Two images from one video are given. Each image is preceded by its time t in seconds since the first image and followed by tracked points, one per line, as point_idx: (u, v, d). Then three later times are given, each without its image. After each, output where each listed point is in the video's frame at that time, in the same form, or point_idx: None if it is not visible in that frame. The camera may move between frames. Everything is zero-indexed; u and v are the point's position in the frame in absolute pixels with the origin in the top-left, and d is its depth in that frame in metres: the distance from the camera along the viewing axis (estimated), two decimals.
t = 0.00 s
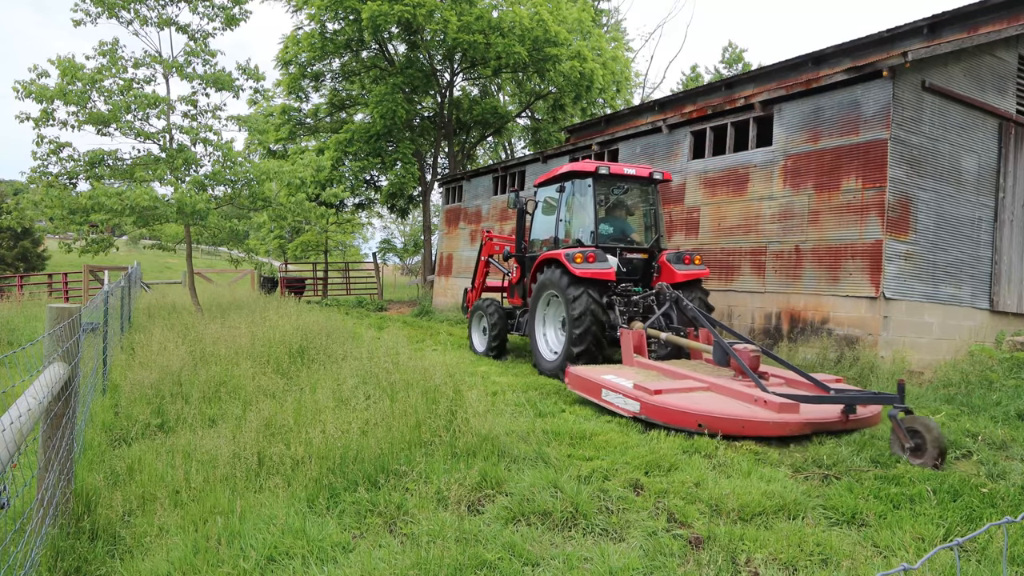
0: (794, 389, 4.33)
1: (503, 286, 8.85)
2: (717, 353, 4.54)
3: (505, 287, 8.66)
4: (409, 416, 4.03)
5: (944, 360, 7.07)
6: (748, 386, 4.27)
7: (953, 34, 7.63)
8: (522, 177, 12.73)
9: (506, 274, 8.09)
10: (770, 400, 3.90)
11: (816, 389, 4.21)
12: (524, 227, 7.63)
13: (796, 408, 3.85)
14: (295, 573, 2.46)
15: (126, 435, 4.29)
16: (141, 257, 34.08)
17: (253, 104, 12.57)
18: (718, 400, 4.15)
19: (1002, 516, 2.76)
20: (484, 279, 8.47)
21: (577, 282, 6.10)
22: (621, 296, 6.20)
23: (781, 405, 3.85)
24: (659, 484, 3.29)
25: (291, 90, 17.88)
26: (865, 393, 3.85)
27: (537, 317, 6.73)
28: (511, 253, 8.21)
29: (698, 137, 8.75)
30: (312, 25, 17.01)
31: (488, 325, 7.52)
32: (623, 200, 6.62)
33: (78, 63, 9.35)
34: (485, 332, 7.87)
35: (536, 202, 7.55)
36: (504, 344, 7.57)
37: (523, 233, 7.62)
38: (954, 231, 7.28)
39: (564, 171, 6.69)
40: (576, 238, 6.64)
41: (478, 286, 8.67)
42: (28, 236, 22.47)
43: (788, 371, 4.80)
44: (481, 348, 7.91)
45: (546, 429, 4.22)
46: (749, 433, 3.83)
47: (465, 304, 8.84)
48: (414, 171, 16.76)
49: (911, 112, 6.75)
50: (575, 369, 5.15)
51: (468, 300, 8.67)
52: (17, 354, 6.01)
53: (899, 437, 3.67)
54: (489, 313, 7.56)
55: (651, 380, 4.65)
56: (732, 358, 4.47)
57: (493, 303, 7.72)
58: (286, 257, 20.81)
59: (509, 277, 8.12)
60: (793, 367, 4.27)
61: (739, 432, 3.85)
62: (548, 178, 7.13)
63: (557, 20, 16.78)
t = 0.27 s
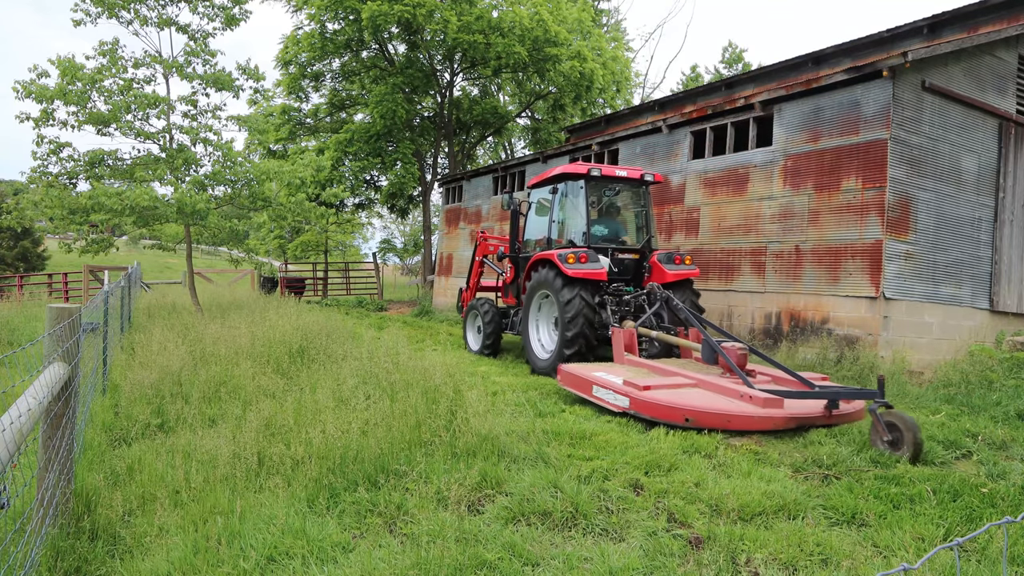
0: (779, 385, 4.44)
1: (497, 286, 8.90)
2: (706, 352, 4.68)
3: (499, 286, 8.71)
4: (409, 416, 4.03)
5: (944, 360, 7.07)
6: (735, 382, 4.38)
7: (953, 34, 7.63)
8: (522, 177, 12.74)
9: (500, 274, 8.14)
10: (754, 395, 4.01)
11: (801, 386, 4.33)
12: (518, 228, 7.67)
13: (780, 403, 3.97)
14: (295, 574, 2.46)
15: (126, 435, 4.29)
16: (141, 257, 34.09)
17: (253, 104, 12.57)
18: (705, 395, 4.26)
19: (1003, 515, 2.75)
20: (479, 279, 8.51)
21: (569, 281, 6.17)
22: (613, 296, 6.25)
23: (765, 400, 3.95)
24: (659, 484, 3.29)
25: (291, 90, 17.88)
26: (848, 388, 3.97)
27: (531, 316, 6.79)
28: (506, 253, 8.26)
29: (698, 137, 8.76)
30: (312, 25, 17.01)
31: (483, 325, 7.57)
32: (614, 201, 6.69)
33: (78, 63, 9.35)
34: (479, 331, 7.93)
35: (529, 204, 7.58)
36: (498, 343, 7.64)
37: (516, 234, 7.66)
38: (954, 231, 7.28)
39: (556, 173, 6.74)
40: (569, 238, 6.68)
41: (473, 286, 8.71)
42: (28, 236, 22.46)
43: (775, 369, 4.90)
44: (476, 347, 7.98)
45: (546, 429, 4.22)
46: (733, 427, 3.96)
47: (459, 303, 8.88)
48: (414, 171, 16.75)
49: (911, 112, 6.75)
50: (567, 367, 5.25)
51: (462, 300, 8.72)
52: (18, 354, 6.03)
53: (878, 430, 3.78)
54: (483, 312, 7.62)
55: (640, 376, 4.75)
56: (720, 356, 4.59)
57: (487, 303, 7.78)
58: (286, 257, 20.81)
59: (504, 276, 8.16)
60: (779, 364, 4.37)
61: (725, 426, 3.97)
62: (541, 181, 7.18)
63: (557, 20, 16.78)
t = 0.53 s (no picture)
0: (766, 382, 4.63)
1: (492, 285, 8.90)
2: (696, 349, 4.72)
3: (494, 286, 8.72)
4: (409, 416, 4.03)
5: (944, 360, 7.07)
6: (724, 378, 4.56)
7: (953, 34, 7.63)
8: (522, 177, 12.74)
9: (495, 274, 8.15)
10: (743, 391, 4.21)
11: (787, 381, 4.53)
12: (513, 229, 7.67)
13: (768, 399, 4.19)
14: (295, 573, 2.46)
15: (126, 435, 4.29)
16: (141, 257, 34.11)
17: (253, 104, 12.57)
18: (695, 391, 4.40)
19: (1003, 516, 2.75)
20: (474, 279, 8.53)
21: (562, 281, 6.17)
22: (606, 296, 6.24)
23: (754, 396, 4.17)
24: (659, 484, 3.29)
25: (291, 91, 17.88)
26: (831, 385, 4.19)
27: (525, 316, 6.79)
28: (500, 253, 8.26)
29: (698, 137, 8.76)
30: (312, 25, 17.02)
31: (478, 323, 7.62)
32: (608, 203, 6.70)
33: (78, 63, 9.35)
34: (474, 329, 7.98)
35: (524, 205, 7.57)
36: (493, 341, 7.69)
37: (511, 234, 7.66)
38: (954, 231, 7.28)
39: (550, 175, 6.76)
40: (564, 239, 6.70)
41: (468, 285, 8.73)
42: (28, 236, 22.46)
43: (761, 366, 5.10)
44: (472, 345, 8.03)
45: (546, 430, 4.22)
46: (722, 422, 4.12)
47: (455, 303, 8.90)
48: (414, 171, 16.74)
49: (911, 112, 6.75)
50: (559, 364, 5.33)
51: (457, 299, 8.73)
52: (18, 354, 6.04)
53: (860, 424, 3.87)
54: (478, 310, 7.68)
55: (631, 373, 4.86)
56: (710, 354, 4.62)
57: (482, 302, 7.83)
58: (286, 257, 20.81)
59: (499, 276, 8.17)
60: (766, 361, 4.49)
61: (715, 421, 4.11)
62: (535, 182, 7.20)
63: (557, 20, 16.78)
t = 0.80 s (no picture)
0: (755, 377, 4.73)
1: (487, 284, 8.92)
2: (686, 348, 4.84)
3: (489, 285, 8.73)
4: (409, 416, 4.03)
5: (944, 360, 7.07)
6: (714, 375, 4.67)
7: (953, 34, 7.63)
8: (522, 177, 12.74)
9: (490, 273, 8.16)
10: (732, 387, 4.33)
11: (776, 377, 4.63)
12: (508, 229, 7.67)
13: (756, 394, 4.30)
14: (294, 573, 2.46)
15: (126, 435, 4.29)
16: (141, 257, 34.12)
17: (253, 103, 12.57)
18: (686, 388, 4.52)
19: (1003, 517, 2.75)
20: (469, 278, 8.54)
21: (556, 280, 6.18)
22: (598, 296, 6.24)
23: (742, 391, 4.28)
24: (659, 484, 3.29)
25: (291, 91, 17.88)
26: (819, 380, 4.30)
27: (520, 315, 6.80)
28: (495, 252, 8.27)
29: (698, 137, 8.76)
30: (312, 25, 17.02)
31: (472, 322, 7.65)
32: (602, 205, 6.70)
33: (78, 63, 9.35)
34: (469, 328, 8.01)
35: (519, 206, 7.58)
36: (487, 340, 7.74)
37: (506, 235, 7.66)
38: (954, 231, 7.28)
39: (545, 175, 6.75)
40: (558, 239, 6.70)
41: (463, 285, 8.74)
42: (28, 236, 22.45)
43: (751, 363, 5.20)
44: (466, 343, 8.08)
45: (546, 429, 4.22)
46: (712, 417, 4.23)
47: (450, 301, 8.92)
48: (414, 171, 16.74)
49: (911, 112, 6.75)
50: (553, 362, 5.43)
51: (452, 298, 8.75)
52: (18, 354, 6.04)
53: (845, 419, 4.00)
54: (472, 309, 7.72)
55: (624, 371, 4.97)
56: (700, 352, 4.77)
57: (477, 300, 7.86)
58: (286, 257, 20.81)
59: (494, 276, 8.18)
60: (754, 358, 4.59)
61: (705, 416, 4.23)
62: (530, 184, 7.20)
63: (557, 20, 16.78)
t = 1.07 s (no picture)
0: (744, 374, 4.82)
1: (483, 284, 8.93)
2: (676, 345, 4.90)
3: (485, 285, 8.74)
4: (409, 416, 4.03)
5: (944, 360, 7.07)
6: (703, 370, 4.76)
7: (953, 34, 7.63)
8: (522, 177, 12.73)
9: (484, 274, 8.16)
10: (721, 381, 4.40)
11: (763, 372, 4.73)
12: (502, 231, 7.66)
13: (744, 388, 4.39)
14: (294, 573, 2.46)
15: (126, 435, 4.29)
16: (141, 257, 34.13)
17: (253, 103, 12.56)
18: (676, 383, 4.60)
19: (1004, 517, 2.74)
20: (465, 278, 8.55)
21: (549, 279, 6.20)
22: (591, 296, 6.26)
23: (731, 386, 4.36)
24: (659, 484, 3.29)
25: (291, 91, 17.88)
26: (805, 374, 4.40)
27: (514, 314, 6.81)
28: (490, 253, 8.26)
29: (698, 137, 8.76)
30: (312, 25, 17.01)
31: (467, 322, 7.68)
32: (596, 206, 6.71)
33: (78, 63, 9.35)
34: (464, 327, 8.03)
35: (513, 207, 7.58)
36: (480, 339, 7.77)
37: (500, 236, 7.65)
38: (954, 231, 7.28)
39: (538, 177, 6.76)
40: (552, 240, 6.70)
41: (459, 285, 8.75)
42: (28, 236, 22.44)
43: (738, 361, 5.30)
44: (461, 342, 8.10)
45: (546, 429, 4.22)
46: (702, 411, 4.35)
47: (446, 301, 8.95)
48: (414, 171, 16.73)
49: (911, 111, 6.75)
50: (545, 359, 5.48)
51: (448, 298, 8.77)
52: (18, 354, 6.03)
53: (830, 411, 4.15)
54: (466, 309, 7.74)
55: (615, 367, 5.04)
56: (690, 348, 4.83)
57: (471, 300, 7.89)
58: (286, 257, 20.81)
59: (488, 276, 8.17)
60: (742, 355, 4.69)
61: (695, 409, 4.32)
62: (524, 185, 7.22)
63: (557, 20, 16.77)
